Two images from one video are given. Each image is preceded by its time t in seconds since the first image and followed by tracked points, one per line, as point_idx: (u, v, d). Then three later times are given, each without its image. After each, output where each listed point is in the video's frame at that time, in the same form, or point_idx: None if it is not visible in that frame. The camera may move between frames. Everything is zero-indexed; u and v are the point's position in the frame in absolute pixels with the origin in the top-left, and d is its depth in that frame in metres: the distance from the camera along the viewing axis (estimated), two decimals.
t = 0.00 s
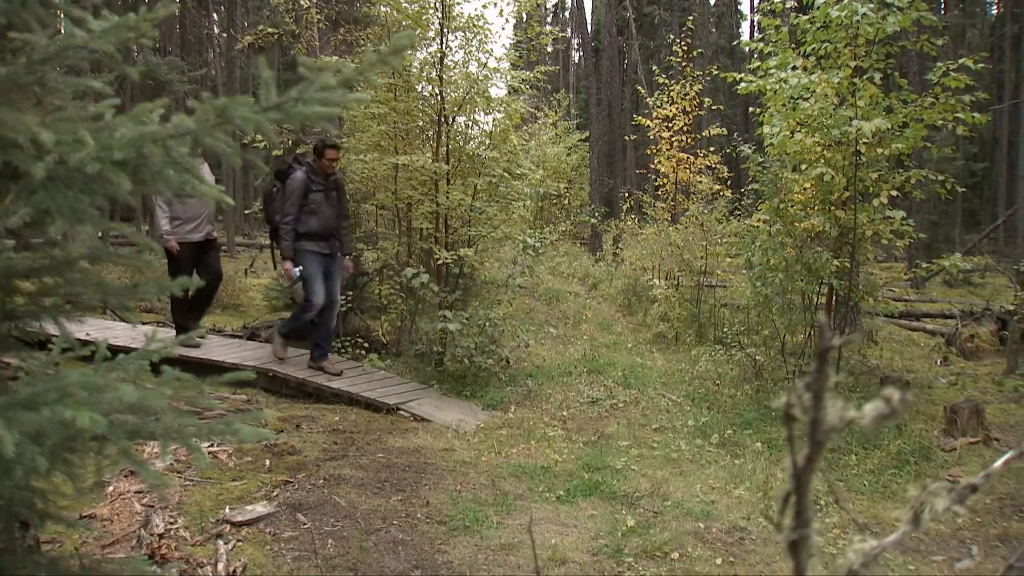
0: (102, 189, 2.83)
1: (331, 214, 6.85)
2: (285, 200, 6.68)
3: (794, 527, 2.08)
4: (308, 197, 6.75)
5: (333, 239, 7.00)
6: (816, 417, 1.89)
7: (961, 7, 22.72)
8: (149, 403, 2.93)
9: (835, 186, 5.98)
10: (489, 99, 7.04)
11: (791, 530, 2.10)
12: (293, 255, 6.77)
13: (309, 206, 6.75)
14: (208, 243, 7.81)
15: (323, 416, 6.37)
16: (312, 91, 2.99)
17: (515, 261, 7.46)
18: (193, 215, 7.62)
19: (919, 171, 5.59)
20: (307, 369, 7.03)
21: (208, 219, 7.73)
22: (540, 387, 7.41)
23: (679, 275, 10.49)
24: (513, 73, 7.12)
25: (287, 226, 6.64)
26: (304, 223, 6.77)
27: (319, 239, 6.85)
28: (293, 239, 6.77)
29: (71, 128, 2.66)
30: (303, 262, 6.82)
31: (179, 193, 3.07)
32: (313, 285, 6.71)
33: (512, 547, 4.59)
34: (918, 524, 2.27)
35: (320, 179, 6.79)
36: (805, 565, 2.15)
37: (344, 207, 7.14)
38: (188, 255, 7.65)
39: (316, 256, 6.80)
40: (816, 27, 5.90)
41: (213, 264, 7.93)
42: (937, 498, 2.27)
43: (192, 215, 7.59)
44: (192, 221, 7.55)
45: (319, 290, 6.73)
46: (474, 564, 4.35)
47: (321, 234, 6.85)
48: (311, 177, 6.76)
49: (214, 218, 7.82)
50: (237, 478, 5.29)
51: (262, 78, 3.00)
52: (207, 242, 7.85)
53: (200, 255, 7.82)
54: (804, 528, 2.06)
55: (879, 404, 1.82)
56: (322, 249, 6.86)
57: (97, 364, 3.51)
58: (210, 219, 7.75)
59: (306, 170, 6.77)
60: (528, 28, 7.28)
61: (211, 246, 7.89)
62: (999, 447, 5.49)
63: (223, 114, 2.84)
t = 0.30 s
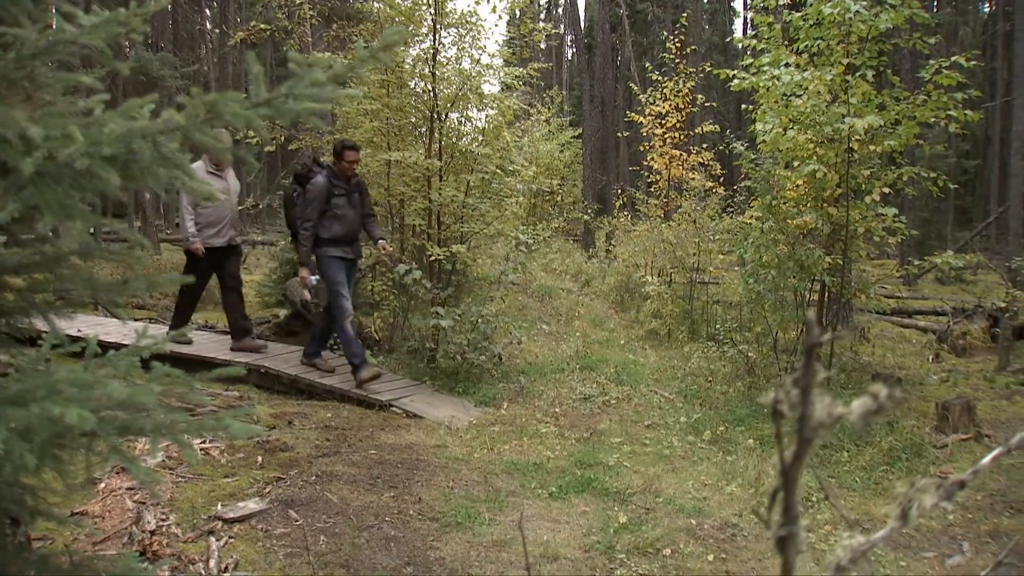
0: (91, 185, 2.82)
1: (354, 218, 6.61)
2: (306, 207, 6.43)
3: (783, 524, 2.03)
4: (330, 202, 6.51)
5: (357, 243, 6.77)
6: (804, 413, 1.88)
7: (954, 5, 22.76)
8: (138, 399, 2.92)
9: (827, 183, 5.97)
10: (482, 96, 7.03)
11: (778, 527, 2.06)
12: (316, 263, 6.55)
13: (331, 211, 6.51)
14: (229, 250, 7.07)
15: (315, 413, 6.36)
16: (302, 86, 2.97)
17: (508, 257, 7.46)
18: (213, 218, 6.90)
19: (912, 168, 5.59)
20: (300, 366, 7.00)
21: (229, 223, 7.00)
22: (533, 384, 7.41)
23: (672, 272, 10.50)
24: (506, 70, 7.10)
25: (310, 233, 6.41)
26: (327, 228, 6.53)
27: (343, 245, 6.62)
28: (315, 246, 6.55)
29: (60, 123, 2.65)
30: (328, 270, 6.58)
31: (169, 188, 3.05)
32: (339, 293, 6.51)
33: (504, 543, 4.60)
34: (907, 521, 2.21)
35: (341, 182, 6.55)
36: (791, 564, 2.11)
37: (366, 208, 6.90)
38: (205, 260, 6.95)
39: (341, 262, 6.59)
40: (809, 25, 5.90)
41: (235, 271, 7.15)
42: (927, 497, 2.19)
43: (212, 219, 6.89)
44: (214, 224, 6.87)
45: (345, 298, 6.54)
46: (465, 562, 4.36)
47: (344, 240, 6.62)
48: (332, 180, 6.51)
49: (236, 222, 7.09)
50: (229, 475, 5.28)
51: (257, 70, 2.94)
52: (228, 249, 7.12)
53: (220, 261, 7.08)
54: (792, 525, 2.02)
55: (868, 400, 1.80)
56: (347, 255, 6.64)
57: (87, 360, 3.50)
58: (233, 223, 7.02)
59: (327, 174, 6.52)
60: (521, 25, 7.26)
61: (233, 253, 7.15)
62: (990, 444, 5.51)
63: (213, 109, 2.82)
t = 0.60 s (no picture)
0: (86, 183, 2.82)
1: (385, 225, 6.48)
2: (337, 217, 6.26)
3: (776, 529, 2.03)
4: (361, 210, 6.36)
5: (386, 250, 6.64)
6: (799, 418, 1.89)
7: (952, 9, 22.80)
8: (132, 398, 2.92)
9: (823, 185, 5.97)
10: (479, 96, 7.01)
11: (772, 532, 2.04)
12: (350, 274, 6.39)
13: (362, 219, 6.36)
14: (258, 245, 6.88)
15: (310, 412, 6.35)
16: (299, 86, 2.97)
17: (504, 257, 7.45)
18: (242, 213, 6.71)
19: (908, 171, 5.59)
20: (294, 364, 6.99)
21: (258, 219, 6.83)
22: (527, 384, 7.41)
23: (667, 273, 10.50)
24: (503, 70, 7.11)
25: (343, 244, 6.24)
26: (359, 238, 6.38)
27: (374, 253, 6.50)
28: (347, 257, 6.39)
29: (55, 121, 2.64)
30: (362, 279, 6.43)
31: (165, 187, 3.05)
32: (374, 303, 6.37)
33: (498, 544, 4.60)
34: (903, 526, 2.21)
35: (370, 189, 6.41)
36: (785, 569, 2.10)
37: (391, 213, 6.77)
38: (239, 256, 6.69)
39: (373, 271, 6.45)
40: (807, 27, 5.88)
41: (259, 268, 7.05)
42: (922, 501, 2.16)
43: (242, 213, 6.70)
44: (240, 219, 6.66)
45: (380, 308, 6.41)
46: (459, 562, 4.37)
47: (375, 248, 6.49)
48: (362, 188, 6.36)
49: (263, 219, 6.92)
50: (223, 474, 5.27)
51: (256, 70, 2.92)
52: (256, 246, 6.91)
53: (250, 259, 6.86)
54: (786, 529, 2.00)
55: (863, 404, 1.80)
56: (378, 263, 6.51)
57: (80, 359, 3.49)
58: (261, 219, 6.86)
59: (355, 181, 6.37)
60: (519, 25, 7.27)
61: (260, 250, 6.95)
62: (984, 447, 5.51)
63: (209, 107, 2.81)
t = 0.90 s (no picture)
0: (85, 182, 2.82)
1: (418, 237, 6.34)
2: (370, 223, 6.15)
3: (778, 530, 2.05)
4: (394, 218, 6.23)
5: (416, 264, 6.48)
6: (801, 419, 1.89)
7: (951, 9, 22.80)
8: (131, 397, 2.93)
9: (822, 185, 5.95)
10: (478, 95, 7.01)
11: (774, 532, 2.05)
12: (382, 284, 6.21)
13: (395, 228, 6.23)
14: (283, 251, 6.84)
15: (308, 411, 6.34)
16: (298, 85, 2.97)
17: (502, 257, 7.45)
18: (268, 219, 6.65)
19: (907, 171, 5.58)
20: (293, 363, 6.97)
21: (283, 224, 6.78)
22: (526, 384, 7.41)
23: (666, 273, 10.49)
24: (502, 70, 7.10)
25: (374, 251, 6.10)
26: (391, 247, 6.24)
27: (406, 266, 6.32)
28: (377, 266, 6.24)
29: (54, 120, 2.64)
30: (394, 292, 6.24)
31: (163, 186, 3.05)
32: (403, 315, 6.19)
33: (497, 544, 4.61)
34: (905, 528, 2.22)
35: (406, 198, 6.30)
36: (786, 571, 2.10)
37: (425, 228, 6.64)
38: (265, 262, 6.65)
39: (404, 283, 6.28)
40: (806, 27, 5.88)
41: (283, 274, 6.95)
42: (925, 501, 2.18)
43: (268, 219, 6.64)
44: (266, 226, 6.61)
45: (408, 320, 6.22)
46: (458, 562, 4.37)
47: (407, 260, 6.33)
48: (397, 196, 6.25)
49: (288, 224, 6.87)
50: (222, 473, 5.27)
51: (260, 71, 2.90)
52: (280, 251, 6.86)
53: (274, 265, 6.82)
54: (787, 531, 2.00)
55: (865, 406, 1.80)
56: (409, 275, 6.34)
57: (79, 358, 3.49)
58: (286, 224, 6.82)
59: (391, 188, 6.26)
60: (518, 25, 7.27)
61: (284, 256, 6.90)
62: (982, 448, 5.51)
63: (208, 107, 2.81)
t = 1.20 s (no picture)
0: (80, 177, 2.81)
1: (455, 248, 6.19)
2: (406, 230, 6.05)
3: (774, 526, 2.08)
4: (432, 226, 6.11)
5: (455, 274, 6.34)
6: (797, 415, 1.90)
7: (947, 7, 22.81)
8: (125, 392, 2.93)
9: (817, 182, 5.94)
10: (474, 91, 6.99)
11: (769, 529, 2.08)
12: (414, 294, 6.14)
13: (432, 237, 6.10)
14: (307, 251, 6.77)
15: (303, 408, 6.33)
16: (293, 80, 2.96)
17: (498, 253, 7.44)
18: (292, 218, 6.55)
19: (902, 168, 5.58)
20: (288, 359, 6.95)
21: (307, 224, 6.68)
22: (522, 380, 7.41)
23: (662, 269, 10.49)
24: (498, 66, 7.06)
25: (408, 259, 6.00)
26: (426, 256, 6.12)
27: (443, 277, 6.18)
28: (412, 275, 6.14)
29: (48, 114, 2.63)
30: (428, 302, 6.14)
31: (157, 180, 3.05)
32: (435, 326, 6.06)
33: (492, 540, 4.62)
34: (900, 524, 2.26)
35: (445, 207, 6.15)
36: (782, 567, 2.12)
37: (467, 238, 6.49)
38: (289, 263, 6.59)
39: (439, 294, 6.15)
40: (802, 23, 5.88)
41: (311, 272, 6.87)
42: (918, 499, 2.23)
43: (292, 220, 6.55)
44: (290, 225, 6.51)
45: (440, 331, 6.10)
46: (453, 558, 4.38)
47: (444, 271, 6.18)
48: (436, 204, 6.12)
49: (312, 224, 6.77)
50: (217, 469, 5.27)
51: (256, 65, 2.89)
52: (304, 252, 6.79)
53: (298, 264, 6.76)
54: (783, 526, 2.05)
55: (861, 402, 1.81)
56: (445, 286, 6.20)
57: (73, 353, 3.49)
58: (310, 224, 6.72)
59: (430, 196, 6.13)
60: (514, 20, 7.26)
61: (310, 256, 6.85)
62: (976, 444, 5.52)
63: (204, 101, 2.80)
